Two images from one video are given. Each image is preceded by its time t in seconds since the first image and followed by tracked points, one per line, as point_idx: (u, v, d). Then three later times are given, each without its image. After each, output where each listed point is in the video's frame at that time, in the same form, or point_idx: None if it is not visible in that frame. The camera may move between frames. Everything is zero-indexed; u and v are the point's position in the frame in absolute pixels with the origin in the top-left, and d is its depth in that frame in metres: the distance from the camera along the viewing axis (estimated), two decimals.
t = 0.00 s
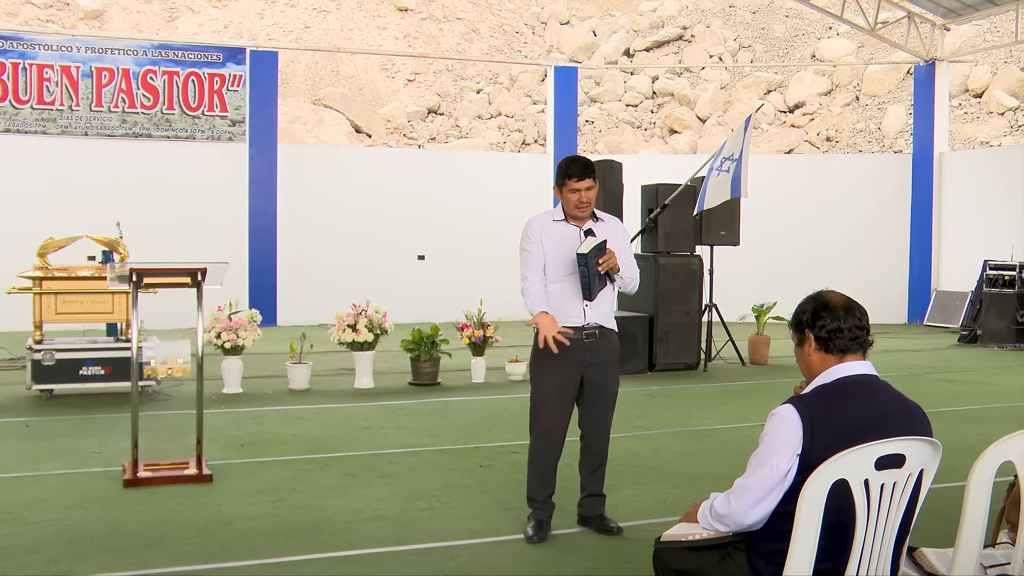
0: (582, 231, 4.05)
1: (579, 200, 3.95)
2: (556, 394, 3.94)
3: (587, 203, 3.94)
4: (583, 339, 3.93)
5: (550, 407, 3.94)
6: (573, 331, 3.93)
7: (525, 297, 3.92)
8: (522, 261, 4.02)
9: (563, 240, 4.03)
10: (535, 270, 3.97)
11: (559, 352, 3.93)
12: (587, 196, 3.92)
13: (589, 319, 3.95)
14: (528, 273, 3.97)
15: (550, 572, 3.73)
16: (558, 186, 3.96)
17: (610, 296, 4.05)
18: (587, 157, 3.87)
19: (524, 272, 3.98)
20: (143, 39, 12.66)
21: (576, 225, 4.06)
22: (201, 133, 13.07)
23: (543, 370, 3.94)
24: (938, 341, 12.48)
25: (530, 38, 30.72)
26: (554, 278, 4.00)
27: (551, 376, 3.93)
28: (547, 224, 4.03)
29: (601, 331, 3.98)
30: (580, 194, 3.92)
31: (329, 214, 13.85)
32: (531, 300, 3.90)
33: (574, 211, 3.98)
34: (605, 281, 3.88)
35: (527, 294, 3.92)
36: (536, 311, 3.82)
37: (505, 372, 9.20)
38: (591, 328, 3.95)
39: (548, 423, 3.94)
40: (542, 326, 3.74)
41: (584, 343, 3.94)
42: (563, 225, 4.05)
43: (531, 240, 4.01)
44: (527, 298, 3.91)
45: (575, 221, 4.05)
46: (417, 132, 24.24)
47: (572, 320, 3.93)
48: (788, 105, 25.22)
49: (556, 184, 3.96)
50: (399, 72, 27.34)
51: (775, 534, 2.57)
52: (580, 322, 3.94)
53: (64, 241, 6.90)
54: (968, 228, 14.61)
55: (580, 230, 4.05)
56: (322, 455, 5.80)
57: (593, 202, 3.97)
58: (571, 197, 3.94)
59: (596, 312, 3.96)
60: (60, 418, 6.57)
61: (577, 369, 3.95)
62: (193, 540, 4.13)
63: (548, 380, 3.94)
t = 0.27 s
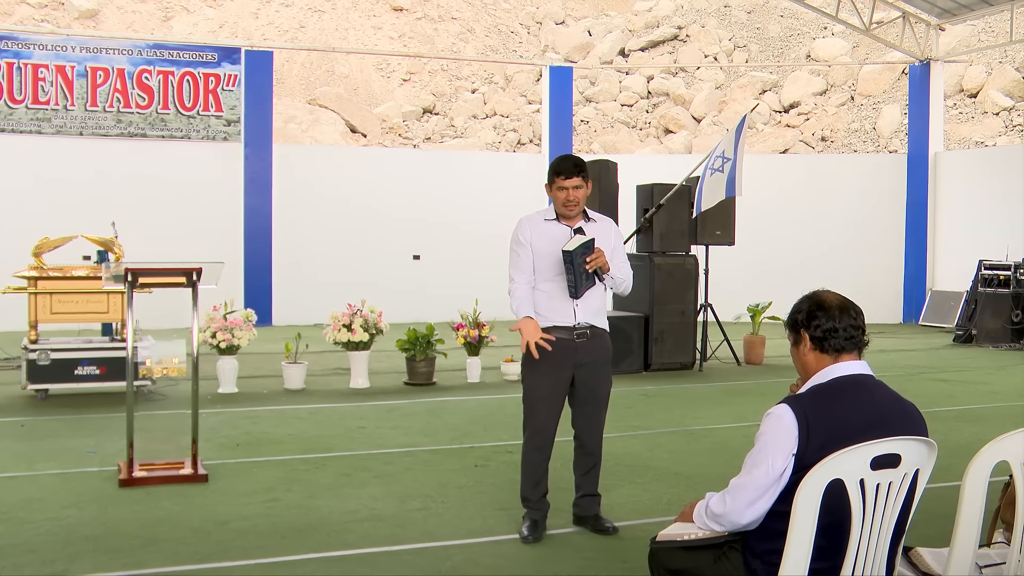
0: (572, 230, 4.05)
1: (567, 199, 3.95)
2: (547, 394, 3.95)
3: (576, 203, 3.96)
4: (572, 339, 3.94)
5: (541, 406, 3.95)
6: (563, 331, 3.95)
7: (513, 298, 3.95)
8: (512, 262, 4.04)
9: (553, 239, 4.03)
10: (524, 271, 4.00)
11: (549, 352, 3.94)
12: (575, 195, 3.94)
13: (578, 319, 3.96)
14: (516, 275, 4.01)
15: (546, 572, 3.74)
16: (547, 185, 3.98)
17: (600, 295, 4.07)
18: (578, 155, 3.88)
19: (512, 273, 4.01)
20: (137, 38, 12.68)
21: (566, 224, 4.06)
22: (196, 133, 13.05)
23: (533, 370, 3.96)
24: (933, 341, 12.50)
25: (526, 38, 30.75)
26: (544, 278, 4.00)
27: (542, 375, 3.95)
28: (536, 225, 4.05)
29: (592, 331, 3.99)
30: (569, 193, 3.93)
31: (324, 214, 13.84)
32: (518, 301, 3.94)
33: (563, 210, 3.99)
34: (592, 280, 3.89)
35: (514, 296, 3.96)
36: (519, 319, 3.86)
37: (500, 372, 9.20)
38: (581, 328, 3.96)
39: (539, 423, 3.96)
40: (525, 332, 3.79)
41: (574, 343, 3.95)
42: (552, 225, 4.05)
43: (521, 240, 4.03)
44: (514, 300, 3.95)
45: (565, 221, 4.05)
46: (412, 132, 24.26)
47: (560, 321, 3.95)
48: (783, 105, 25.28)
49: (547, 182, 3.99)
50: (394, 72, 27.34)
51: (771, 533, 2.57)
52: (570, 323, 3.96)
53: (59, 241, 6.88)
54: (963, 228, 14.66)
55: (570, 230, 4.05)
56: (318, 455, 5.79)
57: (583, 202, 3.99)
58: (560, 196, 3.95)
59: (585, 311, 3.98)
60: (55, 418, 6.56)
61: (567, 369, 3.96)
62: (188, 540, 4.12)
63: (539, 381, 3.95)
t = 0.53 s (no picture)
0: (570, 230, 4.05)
1: (564, 201, 3.96)
2: (546, 394, 3.95)
3: (573, 206, 3.96)
4: (571, 339, 3.94)
5: (540, 406, 3.95)
6: (562, 332, 3.95)
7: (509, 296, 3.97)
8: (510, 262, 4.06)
9: (551, 239, 4.04)
10: (522, 271, 4.00)
11: (548, 352, 3.94)
12: (572, 197, 3.93)
13: (577, 320, 3.96)
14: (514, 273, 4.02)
15: (546, 572, 3.73)
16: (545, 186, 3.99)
17: (599, 295, 4.06)
18: (576, 157, 3.89)
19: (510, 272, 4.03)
20: (138, 38, 12.68)
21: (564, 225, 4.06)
22: (197, 133, 13.06)
23: (532, 370, 3.97)
24: (933, 341, 12.50)
25: (526, 38, 30.75)
26: (543, 277, 4.01)
27: (541, 375, 3.95)
28: (534, 224, 4.06)
29: (591, 330, 3.99)
30: (565, 196, 3.93)
31: (324, 213, 13.84)
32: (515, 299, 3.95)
33: (560, 212, 4.00)
34: (590, 281, 3.88)
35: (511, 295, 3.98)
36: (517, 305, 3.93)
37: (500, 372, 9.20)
38: (580, 328, 3.95)
39: (538, 422, 3.97)
40: (522, 319, 3.86)
41: (573, 343, 3.95)
42: (551, 225, 4.06)
43: (519, 241, 4.04)
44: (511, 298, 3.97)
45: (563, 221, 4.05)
46: (412, 131, 24.30)
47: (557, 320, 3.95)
48: (783, 105, 25.30)
49: (544, 184, 3.99)
50: (394, 72, 27.35)
51: (770, 533, 2.58)
52: (569, 323, 3.95)
53: (60, 241, 6.88)
54: (963, 228, 14.66)
55: (568, 230, 4.05)
56: (318, 455, 5.79)
57: (580, 204, 3.98)
58: (557, 197, 3.95)
59: (584, 311, 3.97)
60: (55, 418, 6.56)
61: (566, 368, 3.96)
62: (188, 540, 4.12)
63: (538, 380, 3.95)
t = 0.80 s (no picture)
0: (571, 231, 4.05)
1: (565, 203, 3.95)
2: (547, 394, 3.95)
3: (574, 208, 3.96)
4: (573, 340, 3.94)
5: (541, 406, 3.95)
6: (564, 331, 3.95)
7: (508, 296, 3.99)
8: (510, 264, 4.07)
9: (552, 239, 4.03)
10: (521, 272, 4.03)
11: (550, 353, 3.94)
12: (573, 201, 3.94)
13: (580, 319, 3.95)
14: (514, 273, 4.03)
15: (547, 572, 3.73)
16: (548, 188, 3.98)
17: (601, 296, 4.06)
18: (577, 159, 3.87)
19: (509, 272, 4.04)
20: (139, 38, 12.71)
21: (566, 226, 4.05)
22: (198, 133, 13.07)
23: (534, 370, 3.97)
24: (935, 341, 12.48)
25: (528, 38, 30.76)
26: (544, 278, 4.01)
27: (544, 376, 3.95)
28: (536, 224, 4.06)
29: (593, 331, 3.98)
30: (567, 199, 3.93)
31: (325, 213, 13.84)
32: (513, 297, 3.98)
33: (562, 213, 3.99)
34: (592, 284, 3.88)
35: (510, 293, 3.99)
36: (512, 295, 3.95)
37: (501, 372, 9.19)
38: (583, 327, 3.94)
39: (539, 423, 3.97)
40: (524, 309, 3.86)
41: (575, 343, 3.94)
42: (553, 225, 4.05)
43: (520, 242, 4.04)
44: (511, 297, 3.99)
45: (564, 222, 4.05)
46: (414, 131, 24.34)
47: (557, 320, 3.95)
48: (785, 104, 25.28)
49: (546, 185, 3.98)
50: (396, 72, 27.38)
51: (772, 533, 2.57)
52: (571, 323, 3.95)
53: (61, 241, 6.88)
54: (966, 228, 14.64)
55: (570, 231, 4.04)
56: (319, 455, 5.79)
57: (581, 207, 3.98)
58: (559, 199, 3.95)
59: (587, 311, 3.96)
60: (57, 418, 6.57)
61: (567, 369, 3.96)
62: (187, 540, 4.12)
63: (541, 381, 3.95)
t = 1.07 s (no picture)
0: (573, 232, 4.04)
1: (567, 204, 3.95)
2: (547, 395, 3.95)
3: (575, 208, 3.95)
4: (573, 341, 3.94)
5: (541, 406, 3.95)
6: (564, 331, 3.95)
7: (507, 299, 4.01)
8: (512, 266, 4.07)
9: (553, 239, 4.03)
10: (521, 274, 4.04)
11: (551, 352, 3.94)
12: (574, 200, 3.93)
13: (580, 319, 3.95)
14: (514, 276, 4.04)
15: (547, 572, 3.73)
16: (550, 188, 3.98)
17: (602, 297, 4.05)
18: (580, 158, 3.88)
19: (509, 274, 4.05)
20: (140, 38, 12.72)
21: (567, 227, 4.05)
22: (199, 133, 13.07)
23: (534, 370, 3.97)
24: (936, 341, 12.47)
25: (528, 38, 30.77)
26: (545, 280, 4.01)
27: (545, 375, 3.95)
28: (537, 226, 4.06)
29: (594, 330, 3.98)
30: (568, 198, 3.93)
31: (325, 213, 13.84)
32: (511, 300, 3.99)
33: (563, 214, 3.99)
34: (592, 284, 3.88)
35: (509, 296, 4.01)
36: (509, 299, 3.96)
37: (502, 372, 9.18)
38: (583, 327, 3.95)
39: (539, 423, 3.97)
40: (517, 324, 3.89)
41: (575, 343, 3.95)
42: (554, 226, 4.05)
43: (521, 243, 4.04)
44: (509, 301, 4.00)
45: (566, 224, 4.04)
46: (414, 131, 24.39)
47: (556, 322, 3.95)
48: (785, 104, 25.29)
49: (549, 184, 3.99)
50: (396, 71, 27.41)
51: (773, 533, 2.57)
52: (570, 323, 3.95)
53: (61, 241, 6.88)
54: (967, 228, 14.63)
55: (571, 232, 4.04)
56: (319, 455, 5.79)
57: (582, 207, 3.97)
58: (560, 200, 3.95)
59: (587, 311, 3.96)
60: (57, 417, 6.56)
61: (568, 369, 3.96)
62: (187, 540, 4.12)
63: (541, 381, 3.95)
